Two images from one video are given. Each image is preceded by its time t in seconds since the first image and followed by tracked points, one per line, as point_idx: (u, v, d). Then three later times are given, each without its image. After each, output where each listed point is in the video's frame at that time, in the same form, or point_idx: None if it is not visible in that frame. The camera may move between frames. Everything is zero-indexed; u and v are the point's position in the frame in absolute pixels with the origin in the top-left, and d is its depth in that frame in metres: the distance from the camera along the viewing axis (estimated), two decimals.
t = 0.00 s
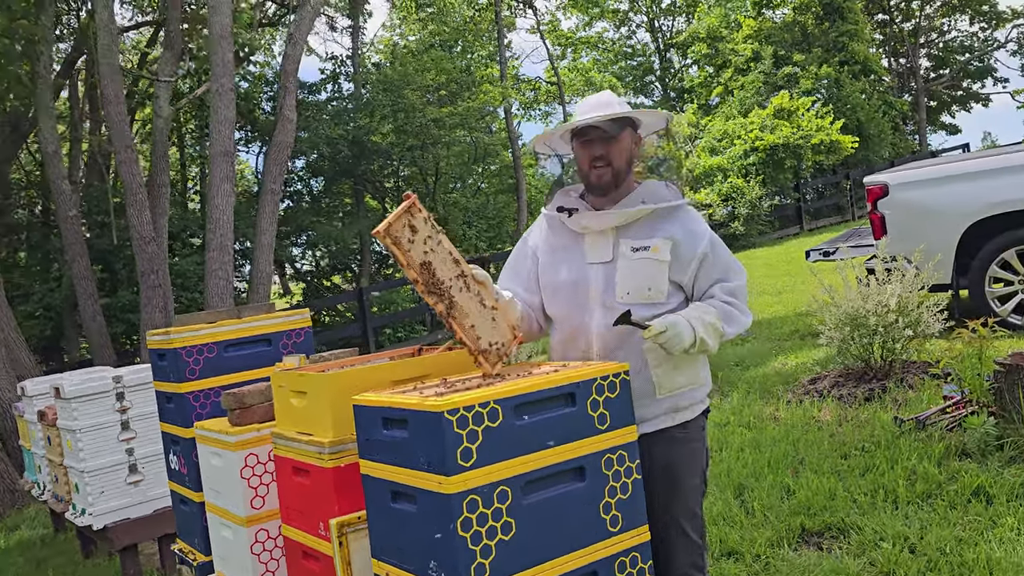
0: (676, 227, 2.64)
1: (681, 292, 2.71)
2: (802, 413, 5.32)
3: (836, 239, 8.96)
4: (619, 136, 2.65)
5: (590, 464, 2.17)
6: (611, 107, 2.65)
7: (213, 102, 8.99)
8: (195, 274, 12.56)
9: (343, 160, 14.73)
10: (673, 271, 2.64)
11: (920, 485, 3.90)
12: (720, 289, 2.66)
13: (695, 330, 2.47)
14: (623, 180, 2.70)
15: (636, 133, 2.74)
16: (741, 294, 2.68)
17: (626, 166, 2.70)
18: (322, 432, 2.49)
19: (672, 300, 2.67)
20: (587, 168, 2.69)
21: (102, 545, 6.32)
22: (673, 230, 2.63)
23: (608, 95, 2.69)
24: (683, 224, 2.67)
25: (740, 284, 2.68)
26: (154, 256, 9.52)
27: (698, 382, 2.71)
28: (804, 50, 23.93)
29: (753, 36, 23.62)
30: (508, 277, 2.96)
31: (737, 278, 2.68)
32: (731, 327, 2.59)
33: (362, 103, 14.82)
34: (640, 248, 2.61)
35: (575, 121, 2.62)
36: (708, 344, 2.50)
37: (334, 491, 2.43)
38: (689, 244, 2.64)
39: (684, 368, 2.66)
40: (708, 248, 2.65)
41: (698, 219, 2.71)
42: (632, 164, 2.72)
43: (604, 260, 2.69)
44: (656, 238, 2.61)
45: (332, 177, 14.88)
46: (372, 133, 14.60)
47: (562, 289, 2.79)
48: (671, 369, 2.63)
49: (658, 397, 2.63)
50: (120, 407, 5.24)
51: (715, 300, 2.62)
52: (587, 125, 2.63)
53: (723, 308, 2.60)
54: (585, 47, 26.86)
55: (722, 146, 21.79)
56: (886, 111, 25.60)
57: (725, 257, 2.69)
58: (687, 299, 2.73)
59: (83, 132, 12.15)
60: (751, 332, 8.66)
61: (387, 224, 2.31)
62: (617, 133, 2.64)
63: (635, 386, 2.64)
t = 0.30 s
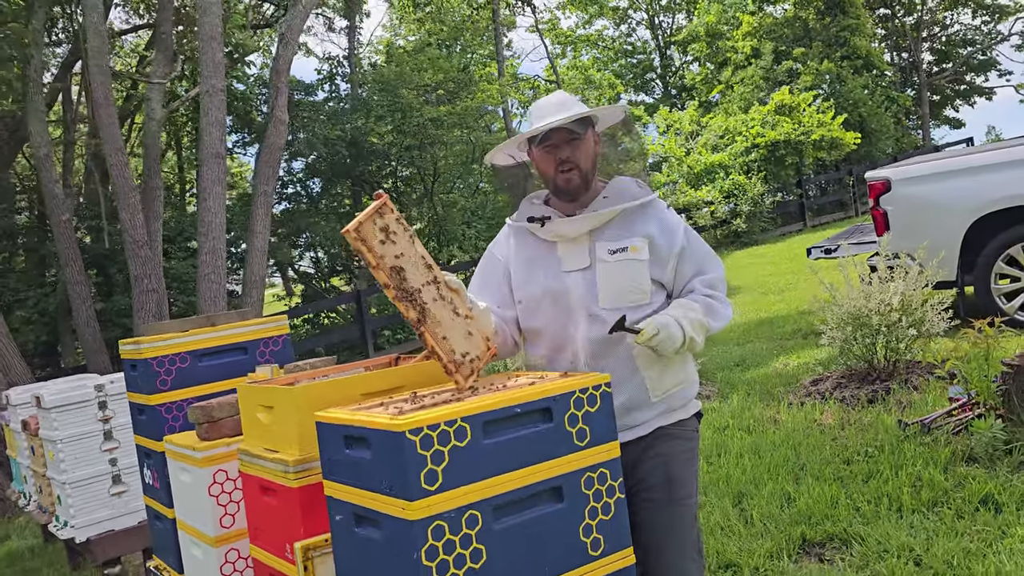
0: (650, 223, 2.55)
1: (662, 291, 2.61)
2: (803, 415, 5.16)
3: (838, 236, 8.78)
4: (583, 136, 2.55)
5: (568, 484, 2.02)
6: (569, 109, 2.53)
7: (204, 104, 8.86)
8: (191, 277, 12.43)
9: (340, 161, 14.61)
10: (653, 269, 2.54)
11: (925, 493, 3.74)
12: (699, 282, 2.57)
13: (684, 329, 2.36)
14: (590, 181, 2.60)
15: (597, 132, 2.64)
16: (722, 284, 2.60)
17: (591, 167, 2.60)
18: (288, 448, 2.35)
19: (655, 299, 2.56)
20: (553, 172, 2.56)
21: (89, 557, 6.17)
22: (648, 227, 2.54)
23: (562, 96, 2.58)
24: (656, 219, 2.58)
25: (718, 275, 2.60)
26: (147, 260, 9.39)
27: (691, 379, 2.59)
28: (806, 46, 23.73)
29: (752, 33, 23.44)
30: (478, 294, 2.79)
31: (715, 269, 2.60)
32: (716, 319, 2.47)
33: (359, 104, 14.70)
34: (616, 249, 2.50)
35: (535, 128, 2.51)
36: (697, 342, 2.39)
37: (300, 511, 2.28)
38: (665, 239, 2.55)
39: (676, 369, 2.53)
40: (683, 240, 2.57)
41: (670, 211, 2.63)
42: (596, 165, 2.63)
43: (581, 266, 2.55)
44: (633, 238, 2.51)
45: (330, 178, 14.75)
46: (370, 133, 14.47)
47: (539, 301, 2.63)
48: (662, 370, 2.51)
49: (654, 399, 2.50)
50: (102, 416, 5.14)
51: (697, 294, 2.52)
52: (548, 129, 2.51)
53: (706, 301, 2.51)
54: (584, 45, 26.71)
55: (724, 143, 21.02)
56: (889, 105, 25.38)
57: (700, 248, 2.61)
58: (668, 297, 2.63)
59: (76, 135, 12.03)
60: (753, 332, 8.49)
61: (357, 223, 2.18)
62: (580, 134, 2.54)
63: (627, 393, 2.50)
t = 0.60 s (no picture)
0: (651, 224, 2.41)
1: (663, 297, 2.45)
2: (806, 420, 5.02)
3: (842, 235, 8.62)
4: (581, 131, 2.41)
5: (550, 504, 1.90)
6: (566, 101, 2.41)
7: (197, 105, 8.75)
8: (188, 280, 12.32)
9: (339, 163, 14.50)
10: (651, 274, 2.39)
11: (932, 502, 3.61)
12: (702, 289, 2.40)
13: (680, 342, 2.19)
14: (588, 178, 2.46)
15: (598, 129, 2.50)
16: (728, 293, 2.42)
17: (589, 165, 2.46)
18: (258, 465, 2.22)
19: (653, 306, 2.41)
20: (548, 168, 2.43)
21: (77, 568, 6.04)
22: (647, 227, 2.39)
23: (562, 88, 2.44)
24: (657, 220, 2.42)
25: (724, 282, 2.43)
26: (142, 263, 9.28)
27: (690, 393, 2.43)
28: (807, 43, 23.57)
29: (753, 31, 23.31)
30: (469, 295, 2.68)
31: (720, 277, 2.43)
32: (717, 331, 2.31)
33: (357, 105, 14.61)
34: (612, 251, 2.36)
35: (530, 118, 2.38)
36: (694, 357, 2.23)
37: (269, 532, 2.17)
38: (666, 242, 2.40)
39: (672, 381, 2.38)
40: (686, 243, 2.41)
41: (673, 212, 2.47)
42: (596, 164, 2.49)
43: (574, 268, 2.41)
44: (631, 239, 2.37)
45: (329, 180, 14.64)
46: (369, 134, 14.36)
47: (531, 303, 2.49)
48: (658, 384, 2.35)
49: (647, 412, 2.35)
50: (87, 424, 5.03)
51: (699, 303, 2.36)
52: (543, 122, 2.38)
53: (708, 311, 2.34)
54: (585, 45, 26.59)
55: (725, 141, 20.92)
56: (892, 103, 25.22)
57: (705, 252, 2.44)
58: (669, 303, 2.47)
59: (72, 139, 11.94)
60: (755, 333, 8.34)
61: (334, 221, 2.04)
62: (579, 128, 2.40)
63: (619, 406, 2.35)
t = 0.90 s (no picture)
0: (675, 221, 2.21)
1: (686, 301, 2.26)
2: (814, 424, 4.86)
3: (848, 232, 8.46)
4: (597, 122, 2.21)
5: (544, 523, 1.75)
6: (581, 89, 2.21)
7: (192, 103, 8.61)
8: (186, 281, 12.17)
9: (338, 162, 14.35)
10: (673, 275, 2.20)
11: (947, 511, 3.47)
12: (731, 297, 2.19)
13: (697, 351, 2.01)
14: (606, 171, 2.26)
15: (624, 119, 2.29)
16: (761, 304, 2.20)
17: (606, 159, 2.26)
18: (233, 479, 2.09)
19: (672, 310, 2.22)
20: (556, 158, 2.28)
21: None
22: (672, 224, 2.20)
23: (585, 71, 2.23)
24: (684, 216, 2.23)
25: (759, 293, 2.21)
26: (137, 264, 9.15)
27: (713, 409, 2.22)
28: (810, 40, 23.36)
29: (756, 28, 23.12)
30: (480, 291, 2.56)
31: (753, 286, 2.21)
32: (744, 342, 2.12)
33: (357, 103, 14.44)
34: (629, 247, 2.19)
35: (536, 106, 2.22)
36: (712, 369, 2.04)
37: (242, 550, 2.04)
38: (692, 241, 2.19)
39: (691, 394, 2.17)
40: (716, 243, 2.20)
41: (704, 209, 2.26)
42: (619, 155, 2.28)
43: (586, 265, 2.25)
44: (651, 236, 2.19)
45: (329, 179, 14.47)
46: (368, 132, 14.20)
47: (539, 301, 2.35)
48: (672, 397, 2.15)
49: (658, 429, 2.16)
50: (74, 429, 4.89)
51: (726, 311, 2.16)
52: (551, 110, 2.22)
53: (736, 322, 2.13)
54: (587, 42, 26.40)
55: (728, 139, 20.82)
56: (896, 100, 25.01)
57: (737, 255, 2.22)
58: (694, 309, 2.27)
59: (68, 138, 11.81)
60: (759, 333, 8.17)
61: (333, 207, 1.89)
62: (592, 120, 2.20)
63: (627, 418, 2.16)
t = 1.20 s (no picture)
0: (717, 221, 1.99)
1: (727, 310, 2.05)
2: (835, 425, 4.66)
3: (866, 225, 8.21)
4: (628, 112, 1.97)
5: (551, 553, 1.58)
6: (614, 71, 1.99)
7: (196, 96, 8.44)
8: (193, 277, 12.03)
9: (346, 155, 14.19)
10: (712, 282, 1.99)
11: (981, 521, 3.29)
12: (781, 311, 1.95)
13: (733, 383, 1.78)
14: (637, 165, 2.03)
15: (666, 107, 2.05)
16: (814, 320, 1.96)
17: (640, 152, 2.02)
18: (214, 497, 1.92)
19: (709, 322, 2.01)
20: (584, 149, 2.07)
21: None
22: (713, 224, 1.98)
23: (622, 52, 2.01)
24: (729, 216, 2.00)
25: (813, 308, 1.96)
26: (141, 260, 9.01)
27: (753, 435, 2.00)
28: (824, 30, 22.93)
29: (769, 18, 22.77)
30: (499, 289, 2.39)
31: (807, 299, 1.97)
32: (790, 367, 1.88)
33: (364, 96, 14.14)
34: (661, 249, 1.99)
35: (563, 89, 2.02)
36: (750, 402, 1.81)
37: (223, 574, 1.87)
38: (735, 245, 1.97)
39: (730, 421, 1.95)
40: (764, 248, 1.97)
41: (753, 208, 2.02)
42: (656, 147, 2.04)
43: (612, 266, 2.06)
44: (687, 237, 1.98)
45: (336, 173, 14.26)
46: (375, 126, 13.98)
47: (559, 302, 2.17)
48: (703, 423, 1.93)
49: (683, 457, 1.95)
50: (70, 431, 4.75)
51: (774, 328, 1.93)
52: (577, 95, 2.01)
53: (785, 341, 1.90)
54: (598, 34, 26.08)
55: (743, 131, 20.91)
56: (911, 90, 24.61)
57: (789, 262, 1.98)
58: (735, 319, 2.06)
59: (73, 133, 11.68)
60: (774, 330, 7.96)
61: (316, 201, 1.73)
62: (623, 107, 1.96)
63: (653, 441, 1.96)
